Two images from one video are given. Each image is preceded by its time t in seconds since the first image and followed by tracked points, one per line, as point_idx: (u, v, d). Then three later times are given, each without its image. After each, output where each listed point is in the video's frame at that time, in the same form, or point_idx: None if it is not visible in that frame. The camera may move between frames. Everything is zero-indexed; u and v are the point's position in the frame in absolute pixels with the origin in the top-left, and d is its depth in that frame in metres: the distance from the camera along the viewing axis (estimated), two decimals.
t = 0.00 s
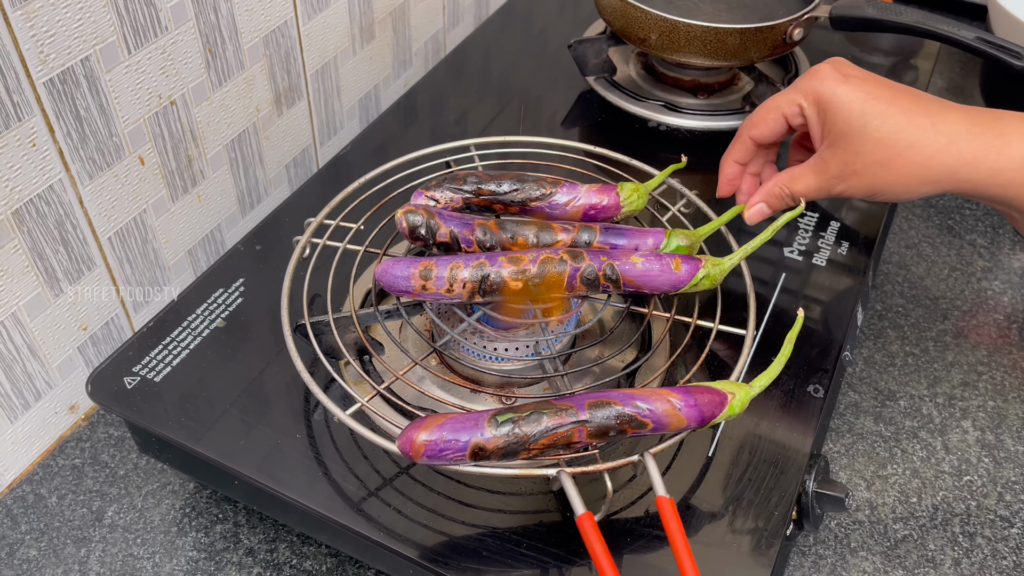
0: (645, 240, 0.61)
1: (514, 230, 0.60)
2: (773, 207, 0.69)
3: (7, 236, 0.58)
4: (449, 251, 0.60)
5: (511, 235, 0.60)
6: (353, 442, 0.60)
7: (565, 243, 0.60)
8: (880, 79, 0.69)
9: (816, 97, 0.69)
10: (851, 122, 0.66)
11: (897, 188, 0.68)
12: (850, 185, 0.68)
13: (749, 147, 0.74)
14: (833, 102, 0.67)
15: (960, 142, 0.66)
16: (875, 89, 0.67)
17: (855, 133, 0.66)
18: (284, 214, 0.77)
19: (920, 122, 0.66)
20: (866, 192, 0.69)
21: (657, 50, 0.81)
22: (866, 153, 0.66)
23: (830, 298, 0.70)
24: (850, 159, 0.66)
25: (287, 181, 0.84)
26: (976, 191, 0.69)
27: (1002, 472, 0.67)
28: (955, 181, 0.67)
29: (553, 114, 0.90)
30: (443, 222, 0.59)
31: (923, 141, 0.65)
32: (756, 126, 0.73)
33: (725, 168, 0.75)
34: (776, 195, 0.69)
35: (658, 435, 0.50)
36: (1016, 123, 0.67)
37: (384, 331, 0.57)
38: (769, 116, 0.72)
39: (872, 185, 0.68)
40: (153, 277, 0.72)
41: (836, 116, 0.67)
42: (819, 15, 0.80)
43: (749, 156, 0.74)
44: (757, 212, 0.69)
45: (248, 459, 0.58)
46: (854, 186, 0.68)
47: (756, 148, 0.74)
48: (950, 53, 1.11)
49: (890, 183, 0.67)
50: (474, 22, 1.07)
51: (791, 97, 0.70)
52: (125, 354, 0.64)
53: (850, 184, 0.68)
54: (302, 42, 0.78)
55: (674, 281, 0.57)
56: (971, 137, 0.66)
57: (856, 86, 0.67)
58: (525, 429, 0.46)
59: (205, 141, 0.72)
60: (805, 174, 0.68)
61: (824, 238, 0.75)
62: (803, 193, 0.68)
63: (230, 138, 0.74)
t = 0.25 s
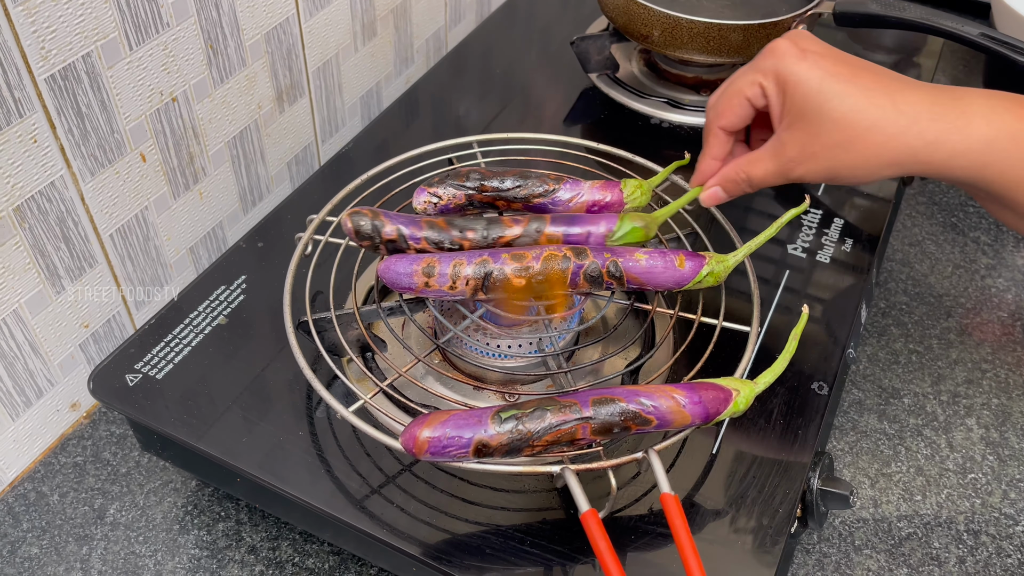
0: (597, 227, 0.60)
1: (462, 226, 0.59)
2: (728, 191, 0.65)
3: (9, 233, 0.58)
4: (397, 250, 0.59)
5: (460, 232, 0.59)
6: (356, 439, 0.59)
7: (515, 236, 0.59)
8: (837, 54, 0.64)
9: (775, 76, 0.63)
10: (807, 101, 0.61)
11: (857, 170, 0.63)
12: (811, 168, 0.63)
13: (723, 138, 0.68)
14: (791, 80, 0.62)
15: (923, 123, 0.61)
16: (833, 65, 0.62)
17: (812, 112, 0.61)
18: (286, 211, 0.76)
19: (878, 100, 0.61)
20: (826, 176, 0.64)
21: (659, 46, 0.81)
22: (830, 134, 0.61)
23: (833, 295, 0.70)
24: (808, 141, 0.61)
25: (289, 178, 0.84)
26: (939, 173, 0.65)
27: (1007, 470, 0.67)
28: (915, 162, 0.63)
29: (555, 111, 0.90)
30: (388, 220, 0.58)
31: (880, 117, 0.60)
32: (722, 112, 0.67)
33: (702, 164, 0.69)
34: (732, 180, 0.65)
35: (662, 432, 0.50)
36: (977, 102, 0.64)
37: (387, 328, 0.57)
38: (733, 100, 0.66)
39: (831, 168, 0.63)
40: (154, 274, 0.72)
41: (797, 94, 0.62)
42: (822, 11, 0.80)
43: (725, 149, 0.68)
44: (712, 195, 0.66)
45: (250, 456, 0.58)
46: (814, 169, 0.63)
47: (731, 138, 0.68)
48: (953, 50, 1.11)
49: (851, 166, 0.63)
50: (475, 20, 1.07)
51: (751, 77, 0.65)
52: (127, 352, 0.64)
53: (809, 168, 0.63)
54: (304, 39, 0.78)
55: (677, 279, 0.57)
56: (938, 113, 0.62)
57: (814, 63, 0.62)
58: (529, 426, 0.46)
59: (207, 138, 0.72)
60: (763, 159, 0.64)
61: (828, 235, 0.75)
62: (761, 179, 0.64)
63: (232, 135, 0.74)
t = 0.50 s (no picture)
0: (562, 237, 0.61)
1: (428, 226, 0.59)
2: (692, 212, 0.64)
3: (12, 234, 0.58)
4: (361, 246, 0.59)
5: (425, 232, 0.59)
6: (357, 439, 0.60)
7: (479, 239, 0.60)
8: (793, 72, 0.60)
9: (728, 100, 0.60)
10: (762, 127, 0.59)
11: (815, 195, 0.61)
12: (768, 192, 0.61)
13: (686, 156, 0.65)
14: (743, 103, 0.59)
15: (874, 147, 0.58)
16: (787, 88, 0.59)
17: (765, 137, 0.59)
18: (288, 212, 0.77)
19: (828, 120, 0.58)
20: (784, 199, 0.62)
21: (660, 47, 0.81)
22: (783, 161, 0.59)
23: (832, 295, 0.70)
24: (763, 168, 0.60)
25: (290, 179, 0.84)
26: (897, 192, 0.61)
27: (1006, 470, 0.67)
28: (871, 186, 0.60)
29: (556, 112, 0.90)
30: (354, 215, 0.58)
31: (870, 140, 0.58)
32: (679, 132, 0.64)
33: (673, 178, 0.66)
34: (695, 205, 0.63)
35: (662, 432, 0.50)
36: (933, 118, 0.59)
37: (388, 328, 0.57)
38: (688, 121, 0.63)
39: (786, 193, 0.61)
40: (156, 275, 0.73)
41: (749, 118, 0.59)
42: (822, 12, 0.80)
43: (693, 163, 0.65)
44: (677, 216, 0.65)
45: (252, 456, 0.58)
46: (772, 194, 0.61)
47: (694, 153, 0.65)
48: (953, 51, 1.11)
49: (807, 190, 0.61)
50: (477, 20, 1.07)
51: (704, 99, 0.62)
52: (129, 352, 0.64)
53: (766, 193, 0.61)
54: (305, 41, 0.78)
55: (677, 279, 0.57)
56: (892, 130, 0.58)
57: (768, 86, 0.59)
58: (530, 425, 0.46)
59: (209, 139, 0.72)
60: (722, 184, 0.62)
61: (827, 236, 0.75)
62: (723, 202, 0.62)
63: (234, 136, 0.74)
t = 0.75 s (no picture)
0: (563, 240, 0.62)
1: (429, 230, 0.60)
2: (813, 201, 0.55)
3: (14, 235, 0.59)
4: (362, 252, 0.60)
5: (425, 236, 0.60)
6: (358, 439, 0.60)
7: (481, 242, 0.60)
8: (930, 49, 0.57)
9: (858, 78, 0.57)
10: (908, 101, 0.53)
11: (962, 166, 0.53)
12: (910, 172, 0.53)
13: (792, 143, 0.60)
14: (879, 77, 0.55)
15: None
16: (929, 60, 0.55)
17: (914, 109, 0.53)
18: (289, 212, 0.77)
19: (984, 91, 0.53)
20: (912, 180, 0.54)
21: (659, 48, 0.82)
22: (933, 124, 0.52)
23: (832, 295, 0.70)
24: (909, 139, 0.53)
25: (291, 179, 0.84)
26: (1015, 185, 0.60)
27: (1005, 469, 0.67)
28: None
29: (556, 112, 0.90)
30: (354, 224, 0.59)
31: (995, 105, 0.52)
32: (796, 115, 0.59)
33: (764, 169, 0.61)
34: (817, 185, 0.55)
35: (660, 432, 0.50)
36: None
37: (389, 328, 0.58)
38: (811, 105, 0.59)
39: (934, 168, 0.53)
40: (158, 276, 0.73)
41: (883, 96, 0.55)
42: (821, 12, 0.80)
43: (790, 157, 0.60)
44: (793, 207, 0.55)
45: (253, 455, 0.58)
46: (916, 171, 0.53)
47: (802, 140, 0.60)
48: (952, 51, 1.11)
49: (957, 164, 0.53)
50: (476, 21, 1.07)
51: (834, 80, 0.58)
52: (131, 352, 0.64)
53: (908, 171, 0.53)
54: (306, 41, 0.78)
55: (676, 279, 0.57)
56: None
57: (906, 57, 0.55)
58: (529, 425, 0.46)
59: (210, 140, 0.72)
60: (850, 159, 0.54)
61: (827, 236, 0.75)
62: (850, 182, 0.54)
63: (235, 137, 0.75)
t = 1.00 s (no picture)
0: (560, 241, 0.61)
1: (425, 231, 0.60)
2: (789, 224, 0.64)
3: (10, 236, 0.59)
4: (359, 252, 0.60)
5: (422, 237, 0.60)
6: (355, 440, 0.60)
7: (478, 243, 0.60)
8: (924, 92, 0.64)
9: (856, 111, 0.63)
10: (898, 149, 0.60)
11: (930, 216, 0.62)
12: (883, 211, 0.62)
13: (789, 165, 0.68)
14: (872, 115, 0.62)
15: (1002, 172, 0.60)
16: (920, 104, 0.62)
17: (894, 150, 0.61)
18: (286, 213, 0.77)
19: (963, 144, 0.61)
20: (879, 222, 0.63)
21: (657, 48, 0.81)
22: (909, 176, 0.60)
23: (830, 295, 0.70)
24: (886, 179, 0.61)
25: (289, 180, 0.84)
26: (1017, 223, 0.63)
27: (1004, 470, 0.67)
28: (985, 210, 0.62)
29: (555, 112, 0.90)
30: (351, 225, 0.59)
31: (968, 163, 0.60)
32: (791, 140, 0.67)
33: (763, 190, 0.70)
34: (799, 211, 0.63)
35: (657, 433, 0.50)
36: None
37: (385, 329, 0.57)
38: (805, 130, 0.66)
39: (906, 212, 0.62)
40: (155, 277, 0.73)
41: (873, 132, 0.62)
42: (820, 12, 0.80)
43: (788, 177, 0.69)
44: (773, 226, 0.65)
45: (250, 457, 0.58)
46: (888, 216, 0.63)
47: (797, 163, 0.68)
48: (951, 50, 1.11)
49: (927, 211, 0.62)
50: (475, 21, 1.07)
51: (828, 109, 0.65)
52: (128, 353, 0.64)
53: (882, 211, 0.62)
54: (304, 42, 0.78)
55: (674, 281, 0.57)
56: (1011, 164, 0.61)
57: (900, 99, 0.62)
58: (525, 427, 0.46)
59: (207, 141, 0.72)
60: (831, 194, 0.62)
61: (825, 236, 0.75)
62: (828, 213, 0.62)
63: (232, 138, 0.74)
